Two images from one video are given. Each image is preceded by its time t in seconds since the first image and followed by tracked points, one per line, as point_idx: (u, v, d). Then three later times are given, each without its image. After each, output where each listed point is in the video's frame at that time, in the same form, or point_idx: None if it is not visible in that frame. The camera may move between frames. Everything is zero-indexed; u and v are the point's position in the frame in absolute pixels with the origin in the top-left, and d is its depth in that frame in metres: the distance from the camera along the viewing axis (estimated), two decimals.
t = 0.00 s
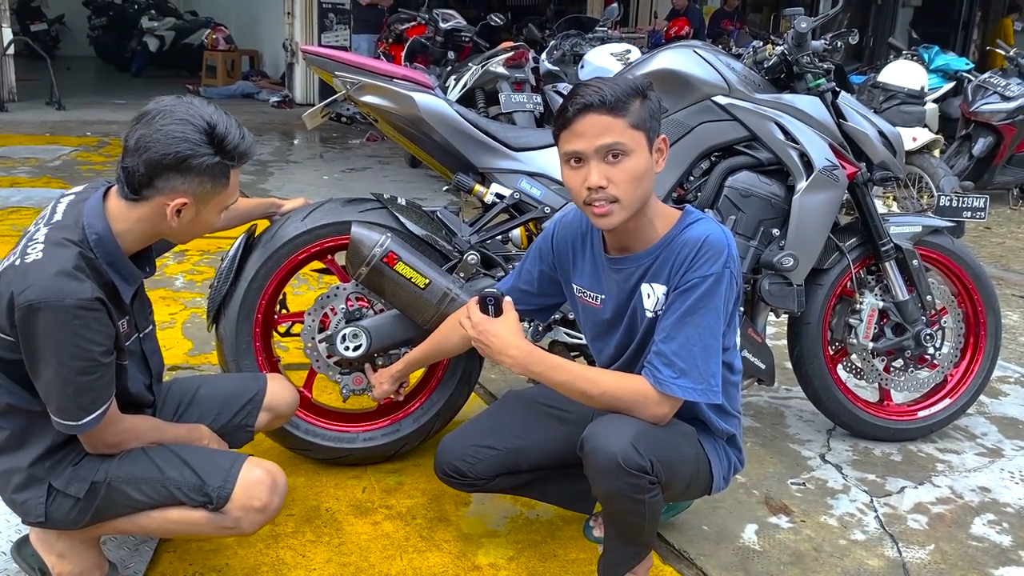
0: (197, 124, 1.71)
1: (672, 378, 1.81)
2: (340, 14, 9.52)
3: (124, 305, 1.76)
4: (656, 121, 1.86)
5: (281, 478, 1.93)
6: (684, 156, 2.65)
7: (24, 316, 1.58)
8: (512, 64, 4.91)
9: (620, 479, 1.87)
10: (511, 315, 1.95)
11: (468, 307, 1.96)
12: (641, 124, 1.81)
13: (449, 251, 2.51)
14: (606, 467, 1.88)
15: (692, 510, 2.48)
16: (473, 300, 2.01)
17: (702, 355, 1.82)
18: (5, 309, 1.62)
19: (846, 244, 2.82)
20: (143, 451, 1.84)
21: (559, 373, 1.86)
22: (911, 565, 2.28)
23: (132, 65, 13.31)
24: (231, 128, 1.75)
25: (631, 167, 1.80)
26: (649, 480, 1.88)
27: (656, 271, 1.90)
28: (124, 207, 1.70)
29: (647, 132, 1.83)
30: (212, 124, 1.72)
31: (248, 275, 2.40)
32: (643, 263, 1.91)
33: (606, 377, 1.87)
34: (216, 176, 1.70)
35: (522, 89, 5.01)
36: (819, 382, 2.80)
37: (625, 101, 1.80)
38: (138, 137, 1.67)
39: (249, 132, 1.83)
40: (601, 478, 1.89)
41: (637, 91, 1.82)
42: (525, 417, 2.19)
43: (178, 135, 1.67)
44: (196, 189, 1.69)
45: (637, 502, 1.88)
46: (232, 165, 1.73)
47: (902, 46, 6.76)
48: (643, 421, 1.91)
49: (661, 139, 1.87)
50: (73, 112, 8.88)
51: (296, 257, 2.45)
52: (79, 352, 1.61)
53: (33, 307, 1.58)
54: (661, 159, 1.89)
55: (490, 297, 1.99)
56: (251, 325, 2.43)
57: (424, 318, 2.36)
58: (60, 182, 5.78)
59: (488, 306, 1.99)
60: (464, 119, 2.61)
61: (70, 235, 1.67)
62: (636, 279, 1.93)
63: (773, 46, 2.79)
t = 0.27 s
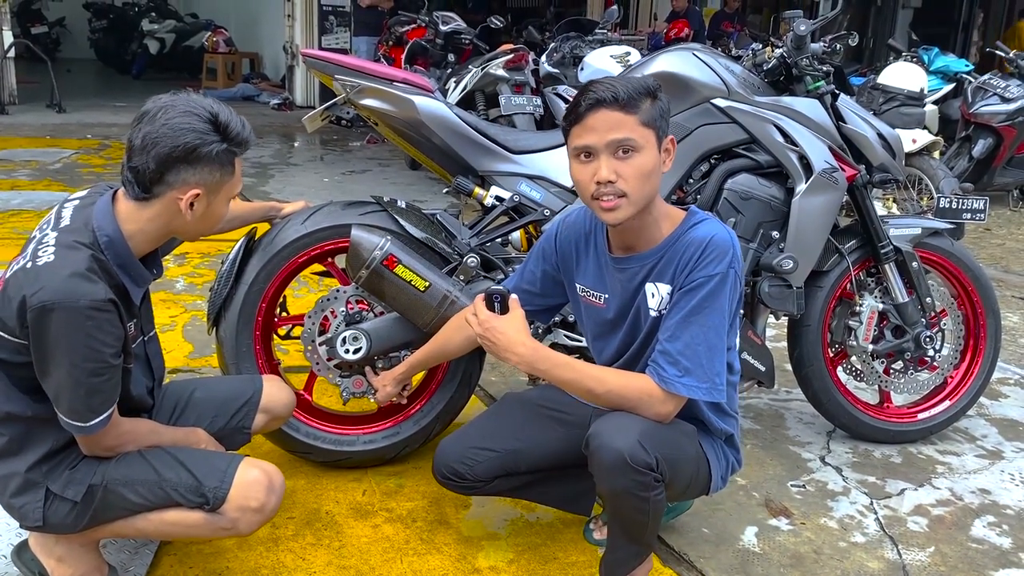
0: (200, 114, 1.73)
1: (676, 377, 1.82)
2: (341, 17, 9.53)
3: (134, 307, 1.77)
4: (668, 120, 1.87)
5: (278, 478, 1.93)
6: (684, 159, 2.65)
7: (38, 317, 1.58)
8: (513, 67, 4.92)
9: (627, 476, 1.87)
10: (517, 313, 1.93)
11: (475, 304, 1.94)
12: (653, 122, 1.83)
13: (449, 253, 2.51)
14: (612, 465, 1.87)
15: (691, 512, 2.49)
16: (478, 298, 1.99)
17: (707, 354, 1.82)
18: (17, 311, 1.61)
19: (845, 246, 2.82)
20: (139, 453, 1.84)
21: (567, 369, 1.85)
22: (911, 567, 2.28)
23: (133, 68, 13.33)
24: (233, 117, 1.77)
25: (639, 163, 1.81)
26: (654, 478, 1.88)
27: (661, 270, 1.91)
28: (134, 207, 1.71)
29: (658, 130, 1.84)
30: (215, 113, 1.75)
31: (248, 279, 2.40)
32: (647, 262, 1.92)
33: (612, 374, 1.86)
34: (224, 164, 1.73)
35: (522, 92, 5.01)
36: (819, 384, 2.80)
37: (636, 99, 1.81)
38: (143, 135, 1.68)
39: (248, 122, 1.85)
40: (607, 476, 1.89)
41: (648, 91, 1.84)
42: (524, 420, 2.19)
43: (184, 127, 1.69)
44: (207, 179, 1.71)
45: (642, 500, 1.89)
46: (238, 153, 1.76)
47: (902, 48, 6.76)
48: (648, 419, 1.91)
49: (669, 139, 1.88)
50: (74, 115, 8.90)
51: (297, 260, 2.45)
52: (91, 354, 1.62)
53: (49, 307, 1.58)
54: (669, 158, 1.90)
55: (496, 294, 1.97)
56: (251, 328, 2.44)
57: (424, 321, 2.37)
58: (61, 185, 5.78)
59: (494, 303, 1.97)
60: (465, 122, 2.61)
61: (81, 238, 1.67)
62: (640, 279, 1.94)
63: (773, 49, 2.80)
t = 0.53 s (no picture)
0: (196, 106, 1.73)
1: (685, 376, 1.82)
2: (342, 19, 9.54)
3: (136, 307, 1.77)
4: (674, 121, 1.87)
5: (280, 482, 1.93)
6: (685, 161, 2.65)
7: (42, 317, 1.58)
8: (513, 68, 4.92)
9: (636, 475, 1.87)
10: (530, 304, 1.90)
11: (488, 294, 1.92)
12: (659, 122, 1.82)
13: (450, 255, 2.51)
14: (622, 464, 1.87)
15: (693, 514, 2.48)
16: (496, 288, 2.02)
17: (714, 354, 1.83)
18: (19, 312, 1.61)
19: (846, 247, 2.82)
20: (141, 456, 1.84)
21: (578, 365, 1.84)
22: (912, 568, 2.28)
23: (133, 70, 13.34)
24: (227, 108, 1.78)
25: (642, 163, 1.80)
26: (663, 477, 1.88)
27: (665, 270, 1.91)
28: (133, 205, 1.71)
29: (664, 131, 1.84)
30: (210, 105, 1.75)
31: (249, 281, 2.41)
32: (651, 262, 1.92)
33: (622, 373, 1.85)
34: (223, 155, 1.73)
35: (523, 93, 5.01)
36: (820, 385, 2.80)
37: (642, 100, 1.81)
38: (140, 129, 1.68)
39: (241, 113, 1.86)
40: (616, 475, 1.88)
41: (654, 91, 1.84)
42: (526, 421, 2.19)
43: (182, 119, 1.69)
44: (208, 170, 1.71)
45: (651, 499, 1.88)
46: (234, 144, 1.76)
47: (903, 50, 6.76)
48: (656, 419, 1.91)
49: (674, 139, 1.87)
50: (75, 117, 8.91)
51: (298, 262, 2.45)
52: (96, 353, 1.62)
53: (52, 307, 1.58)
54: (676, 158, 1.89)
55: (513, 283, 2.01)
56: (252, 330, 2.44)
57: (425, 324, 2.37)
58: (62, 187, 5.79)
59: (511, 292, 2.01)
60: (465, 124, 2.62)
61: (82, 237, 1.67)
62: (644, 279, 1.94)
63: (773, 50, 2.77)
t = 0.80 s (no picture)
0: (181, 96, 1.73)
1: (690, 378, 1.83)
2: (343, 20, 9.55)
3: (133, 302, 1.79)
4: (640, 133, 1.82)
5: (284, 484, 1.94)
6: (686, 162, 2.66)
7: (38, 316, 1.59)
8: (514, 69, 4.92)
9: (642, 475, 1.87)
10: (540, 303, 1.90)
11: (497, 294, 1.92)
12: (614, 137, 1.81)
13: (451, 257, 2.51)
14: (628, 464, 1.87)
15: (694, 515, 2.49)
16: (506, 288, 1.96)
17: (720, 356, 1.84)
18: (18, 312, 1.62)
19: (847, 248, 2.82)
20: (146, 457, 1.85)
21: (583, 367, 1.84)
22: (913, 569, 2.28)
23: (134, 72, 13.36)
24: (212, 97, 1.77)
25: (598, 178, 1.83)
26: (669, 477, 1.88)
27: (671, 271, 1.91)
28: (125, 200, 1.71)
29: (623, 145, 1.81)
30: (195, 94, 1.74)
31: (251, 283, 2.41)
32: (657, 262, 1.92)
33: (627, 372, 1.86)
34: (211, 144, 1.73)
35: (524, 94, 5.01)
36: (821, 386, 2.80)
37: (598, 117, 1.82)
38: (126, 122, 1.68)
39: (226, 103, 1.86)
40: (622, 475, 1.89)
41: (618, 105, 1.83)
42: (527, 422, 2.19)
43: (167, 110, 1.69)
44: (197, 160, 1.70)
45: (656, 500, 1.89)
46: (222, 133, 1.76)
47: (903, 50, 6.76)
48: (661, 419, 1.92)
49: (643, 152, 1.82)
50: (76, 118, 8.93)
51: (300, 263, 2.45)
52: (95, 349, 1.62)
53: (49, 306, 1.58)
54: (647, 171, 1.84)
55: (525, 280, 1.95)
56: (254, 331, 2.44)
57: (427, 325, 2.38)
58: (64, 188, 5.81)
59: (522, 291, 1.94)
60: (466, 125, 2.62)
61: (77, 235, 1.68)
62: (650, 279, 1.94)
63: (773, 51, 2.77)
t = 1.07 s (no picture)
0: (164, 86, 1.72)
1: (687, 380, 1.83)
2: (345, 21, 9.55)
3: (132, 297, 1.79)
4: (620, 139, 1.81)
5: (291, 486, 1.94)
6: (687, 162, 2.66)
7: (38, 313, 1.59)
8: (516, 70, 4.92)
9: (638, 478, 1.87)
10: (536, 305, 1.91)
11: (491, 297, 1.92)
12: (596, 145, 1.81)
13: (453, 257, 2.51)
14: (624, 467, 1.87)
15: (696, 515, 2.48)
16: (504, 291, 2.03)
17: (717, 358, 1.84)
18: (18, 310, 1.62)
19: (849, 248, 2.82)
20: (155, 456, 1.85)
21: (576, 368, 1.85)
22: (916, 569, 2.28)
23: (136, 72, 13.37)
24: (194, 85, 1.77)
25: (586, 186, 1.85)
26: (665, 480, 1.89)
27: (670, 273, 1.91)
28: (117, 194, 1.71)
29: (606, 152, 1.81)
30: (177, 83, 1.74)
31: (253, 283, 2.41)
32: (655, 264, 1.92)
33: (622, 375, 1.86)
34: (198, 132, 1.72)
35: (525, 94, 5.02)
36: (822, 386, 2.80)
37: (580, 125, 1.83)
38: (112, 116, 1.67)
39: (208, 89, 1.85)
40: (618, 478, 1.89)
41: (600, 113, 1.83)
42: (530, 422, 2.19)
43: (151, 100, 1.69)
44: (186, 148, 1.70)
45: (653, 502, 1.89)
46: (206, 120, 1.76)
47: (904, 51, 6.76)
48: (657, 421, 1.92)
49: (626, 158, 1.82)
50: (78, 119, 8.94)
51: (302, 263, 2.45)
52: (96, 344, 1.63)
53: (48, 302, 1.58)
54: (632, 176, 1.83)
55: (522, 284, 2.01)
56: (257, 331, 2.44)
57: (429, 325, 2.37)
58: (66, 189, 5.81)
59: (519, 294, 2.01)
60: (468, 125, 2.62)
61: (73, 230, 1.68)
62: (649, 280, 1.94)
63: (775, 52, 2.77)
